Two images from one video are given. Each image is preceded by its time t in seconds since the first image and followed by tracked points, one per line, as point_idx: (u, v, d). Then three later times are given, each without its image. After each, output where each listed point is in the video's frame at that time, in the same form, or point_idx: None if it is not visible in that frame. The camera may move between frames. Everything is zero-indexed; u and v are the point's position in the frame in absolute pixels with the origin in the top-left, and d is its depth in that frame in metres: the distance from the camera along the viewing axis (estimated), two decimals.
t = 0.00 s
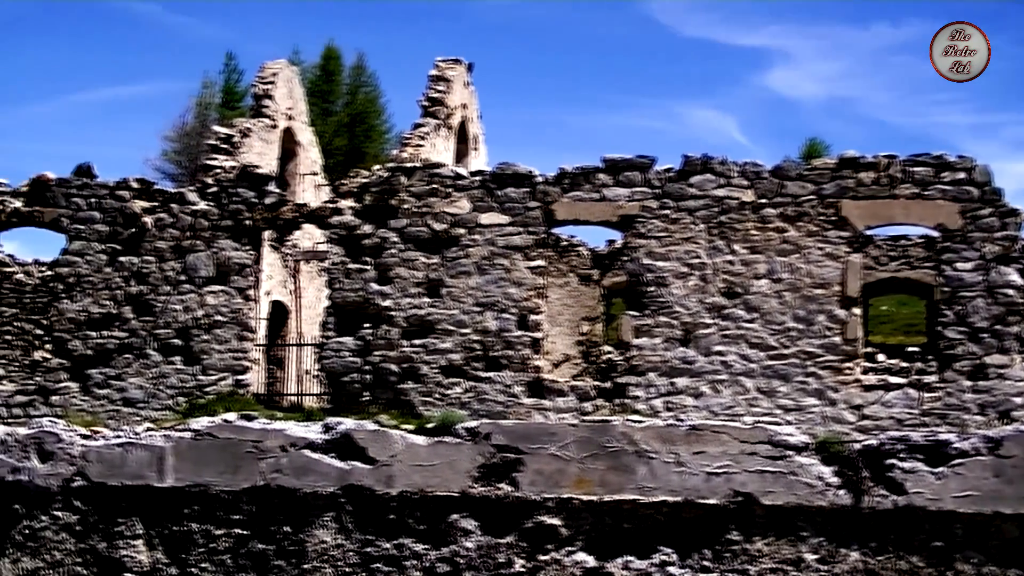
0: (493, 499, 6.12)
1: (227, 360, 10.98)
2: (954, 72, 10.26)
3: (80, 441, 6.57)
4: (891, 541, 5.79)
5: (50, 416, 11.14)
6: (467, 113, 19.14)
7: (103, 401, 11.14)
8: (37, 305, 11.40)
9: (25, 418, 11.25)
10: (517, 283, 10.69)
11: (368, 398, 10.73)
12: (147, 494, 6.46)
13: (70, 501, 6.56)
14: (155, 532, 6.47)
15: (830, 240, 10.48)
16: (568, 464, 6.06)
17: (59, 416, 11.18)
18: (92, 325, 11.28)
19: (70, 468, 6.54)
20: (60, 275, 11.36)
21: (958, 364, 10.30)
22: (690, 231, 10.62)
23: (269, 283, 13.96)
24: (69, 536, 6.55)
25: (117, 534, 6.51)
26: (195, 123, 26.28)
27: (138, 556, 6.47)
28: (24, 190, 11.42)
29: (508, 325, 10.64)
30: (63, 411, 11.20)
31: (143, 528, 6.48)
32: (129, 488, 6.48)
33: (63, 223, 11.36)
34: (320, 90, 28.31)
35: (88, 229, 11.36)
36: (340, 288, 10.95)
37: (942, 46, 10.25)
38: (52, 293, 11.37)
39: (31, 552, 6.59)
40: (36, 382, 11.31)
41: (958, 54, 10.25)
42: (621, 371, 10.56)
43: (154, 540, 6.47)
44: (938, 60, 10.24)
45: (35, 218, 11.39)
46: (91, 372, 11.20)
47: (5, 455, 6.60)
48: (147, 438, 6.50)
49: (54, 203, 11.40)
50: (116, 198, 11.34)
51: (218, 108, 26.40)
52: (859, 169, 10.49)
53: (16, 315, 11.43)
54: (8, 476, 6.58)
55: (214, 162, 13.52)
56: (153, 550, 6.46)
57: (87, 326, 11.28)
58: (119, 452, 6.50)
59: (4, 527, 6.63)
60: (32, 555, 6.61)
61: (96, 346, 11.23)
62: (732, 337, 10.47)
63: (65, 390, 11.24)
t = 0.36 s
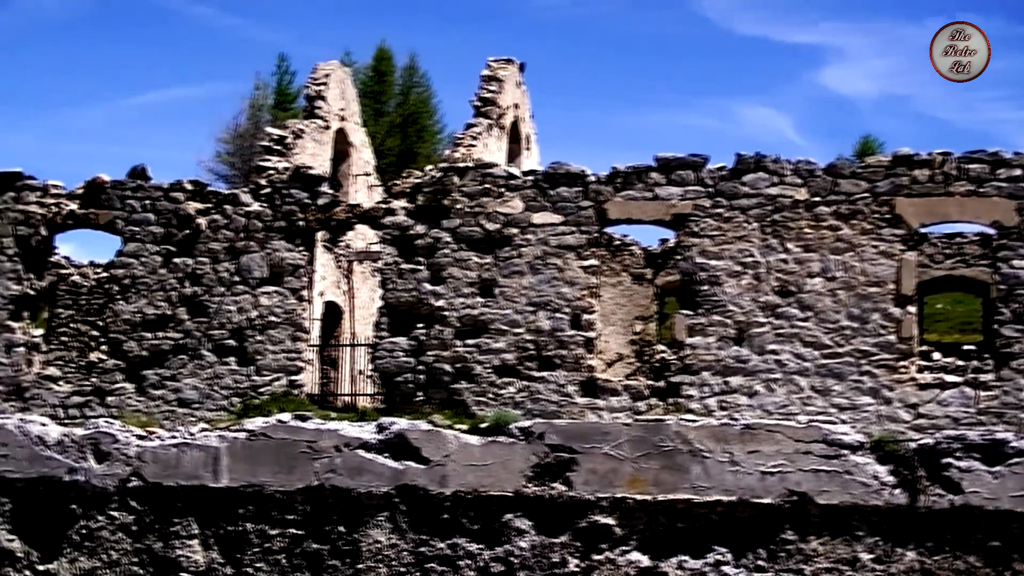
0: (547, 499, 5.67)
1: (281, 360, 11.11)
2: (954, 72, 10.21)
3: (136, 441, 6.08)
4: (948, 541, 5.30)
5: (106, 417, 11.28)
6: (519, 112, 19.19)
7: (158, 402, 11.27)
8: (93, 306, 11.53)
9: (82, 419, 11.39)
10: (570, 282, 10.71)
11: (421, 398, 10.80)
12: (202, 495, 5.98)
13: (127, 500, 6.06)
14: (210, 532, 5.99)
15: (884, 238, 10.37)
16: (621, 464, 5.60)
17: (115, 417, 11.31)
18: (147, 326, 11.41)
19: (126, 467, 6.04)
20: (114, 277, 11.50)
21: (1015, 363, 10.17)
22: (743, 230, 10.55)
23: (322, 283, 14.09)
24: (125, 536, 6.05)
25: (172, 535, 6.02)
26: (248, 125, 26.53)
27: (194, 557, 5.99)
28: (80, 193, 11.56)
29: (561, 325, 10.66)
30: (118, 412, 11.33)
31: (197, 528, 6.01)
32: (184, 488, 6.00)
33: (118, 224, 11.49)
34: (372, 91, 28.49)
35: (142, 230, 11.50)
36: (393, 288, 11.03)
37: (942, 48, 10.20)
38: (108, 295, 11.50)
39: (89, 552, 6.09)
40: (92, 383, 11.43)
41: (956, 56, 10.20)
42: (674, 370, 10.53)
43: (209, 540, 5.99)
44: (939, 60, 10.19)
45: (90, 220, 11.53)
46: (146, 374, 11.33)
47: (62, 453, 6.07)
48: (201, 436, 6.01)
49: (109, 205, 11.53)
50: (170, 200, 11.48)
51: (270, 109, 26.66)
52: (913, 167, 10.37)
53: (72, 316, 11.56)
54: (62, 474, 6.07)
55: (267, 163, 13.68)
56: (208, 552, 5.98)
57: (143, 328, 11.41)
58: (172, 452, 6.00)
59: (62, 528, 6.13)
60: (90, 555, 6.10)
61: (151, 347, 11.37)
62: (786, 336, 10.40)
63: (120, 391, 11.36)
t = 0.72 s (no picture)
0: (605, 498, 7.65)
1: (338, 360, 11.22)
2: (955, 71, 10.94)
3: (194, 443, 8.26)
4: (1009, 541, 7.07)
5: (165, 417, 11.45)
6: (574, 112, 19.19)
7: (217, 403, 11.42)
8: (151, 308, 11.71)
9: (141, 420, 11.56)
10: (627, 281, 10.70)
11: (479, 398, 10.86)
12: (262, 493, 8.13)
13: (185, 502, 8.24)
14: (269, 533, 8.13)
15: (943, 235, 10.23)
16: (681, 463, 7.60)
17: (174, 417, 11.50)
18: (205, 327, 11.57)
19: (186, 469, 8.22)
20: (172, 279, 11.67)
21: None
22: (800, 228, 10.47)
23: (379, 284, 14.21)
24: (185, 536, 8.22)
25: (231, 534, 8.17)
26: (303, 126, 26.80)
27: (252, 556, 8.11)
28: (138, 195, 11.76)
29: (618, 324, 10.66)
30: (177, 413, 11.51)
31: (257, 528, 8.15)
32: (244, 487, 8.16)
33: (175, 226, 11.70)
34: (427, 91, 28.65)
35: (200, 232, 11.68)
36: (449, 288, 11.08)
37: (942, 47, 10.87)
38: (166, 296, 11.68)
39: (149, 551, 8.25)
40: (150, 384, 11.61)
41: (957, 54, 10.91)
42: (732, 368, 10.47)
43: (268, 540, 8.12)
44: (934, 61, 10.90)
45: (149, 222, 11.73)
46: (205, 375, 11.50)
47: (122, 457, 8.29)
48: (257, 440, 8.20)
49: (167, 207, 11.72)
50: (227, 202, 11.65)
51: (326, 110, 26.89)
52: (972, 163, 10.23)
53: (131, 317, 11.73)
54: (125, 476, 8.26)
55: (323, 164, 13.81)
56: (267, 550, 8.10)
57: (201, 328, 11.57)
58: (231, 455, 8.19)
59: (126, 528, 8.31)
60: (151, 553, 8.26)
61: (209, 348, 11.52)
62: (844, 334, 10.30)
63: (179, 392, 11.53)
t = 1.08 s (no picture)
0: (676, 497, 7.54)
1: (408, 361, 11.35)
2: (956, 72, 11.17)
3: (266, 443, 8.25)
4: None
5: (236, 418, 11.65)
6: (643, 111, 19.15)
7: (287, 404, 11.61)
8: (221, 309, 11.93)
9: (213, 420, 11.79)
10: (696, 280, 10.66)
11: (548, 397, 10.89)
12: (333, 493, 8.06)
13: (257, 502, 8.19)
14: (340, 533, 8.06)
15: (1016, 231, 10.03)
16: (752, 462, 7.40)
17: (245, 418, 11.69)
18: (276, 329, 11.76)
19: (257, 470, 8.19)
20: (243, 280, 11.88)
21: None
22: (870, 225, 10.34)
23: (448, 284, 14.32)
24: (256, 536, 8.17)
25: (303, 534, 8.11)
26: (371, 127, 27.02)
27: (323, 556, 8.03)
28: (208, 197, 12.00)
29: (688, 323, 10.63)
30: (248, 413, 11.70)
31: (328, 529, 8.08)
32: (314, 487, 8.10)
33: (245, 228, 11.92)
34: (495, 91, 28.74)
35: (270, 233, 11.87)
36: (518, 288, 11.11)
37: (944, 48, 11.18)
38: (236, 298, 11.90)
39: (222, 550, 8.21)
40: (222, 386, 11.84)
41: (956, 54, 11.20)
42: (802, 367, 10.38)
43: (338, 540, 8.05)
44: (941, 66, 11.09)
45: (219, 224, 11.97)
46: (276, 375, 11.68)
47: (194, 457, 8.28)
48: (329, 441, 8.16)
49: (236, 208, 11.95)
50: (297, 203, 11.84)
51: (394, 111, 27.10)
52: None
53: (202, 319, 11.99)
54: (196, 476, 8.25)
55: (392, 165, 13.95)
56: (338, 550, 8.03)
57: (271, 329, 11.77)
58: (303, 455, 8.14)
59: (199, 528, 8.30)
60: (224, 553, 8.21)
61: (280, 349, 11.70)
62: (916, 332, 10.16)
63: (249, 393, 11.74)
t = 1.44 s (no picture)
0: (744, 496, 7.81)
1: (475, 361, 11.44)
2: (955, 70, 10.89)
3: (334, 444, 8.80)
4: None
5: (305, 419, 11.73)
6: (709, 109, 19.03)
7: (355, 404, 11.71)
8: (290, 311, 12.11)
9: (281, 421, 11.86)
10: (764, 278, 10.60)
11: (616, 397, 10.87)
12: (401, 493, 8.57)
13: (326, 502, 8.75)
14: (408, 533, 8.57)
15: None
16: (822, 462, 7.67)
17: (314, 419, 11.78)
18: (344, 330, 11.87)
19: (327, 470, 8.74)
20: (311, 281, 11.99)
21: None
22: (941, 222, 10.21)
23: (515, 284, 14.39)
24: (326, 536, 8.72)
25: (372, 534, 8.62)
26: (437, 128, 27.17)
27: (393, 556, 8.55)
28: (276, 198, 12.15)
29: (756, 321, 10.57)
30: (317, 414, 11.80)
31: (396, 529, 8.60)
32: (383, 486, 8.61)
33: (313, 229, 12.05)
34: (561, 90, 28.71)
35: (337, 234, 12.00)
36: (586, 287, 11.11)
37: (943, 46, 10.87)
38: (305, 299, 12.01)
39: (291, 550, 8.78)
40: (290, 386, 11.92)
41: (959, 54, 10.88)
42: (872, 365, 10.25)
43: (407, 540, 8.56)
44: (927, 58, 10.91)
45: (286, 226, 12.13)
46: (344, 376, 11.79)
47: (263, 458, 8.87)
48: (397, 442, 8.66)
49: (303, 210, 12.10)
50: (363, 204, 11.98)
51: (460, 112, 27.23)
52: None
53: (270, 320, 12.20)
54: (265, 477, 8.83)
55: (459, 165, 14.04)
56: (407, 550, 8.53)
57: (339, 330, 11.88)
58: (371, 455, 8.66)
59: (268, 528, 8.86)
60: (293, 553, 8.78)
61: (347, 349, 11.82)
62: (987, 329, 10.01)
63: (317, 394, 11.83)
